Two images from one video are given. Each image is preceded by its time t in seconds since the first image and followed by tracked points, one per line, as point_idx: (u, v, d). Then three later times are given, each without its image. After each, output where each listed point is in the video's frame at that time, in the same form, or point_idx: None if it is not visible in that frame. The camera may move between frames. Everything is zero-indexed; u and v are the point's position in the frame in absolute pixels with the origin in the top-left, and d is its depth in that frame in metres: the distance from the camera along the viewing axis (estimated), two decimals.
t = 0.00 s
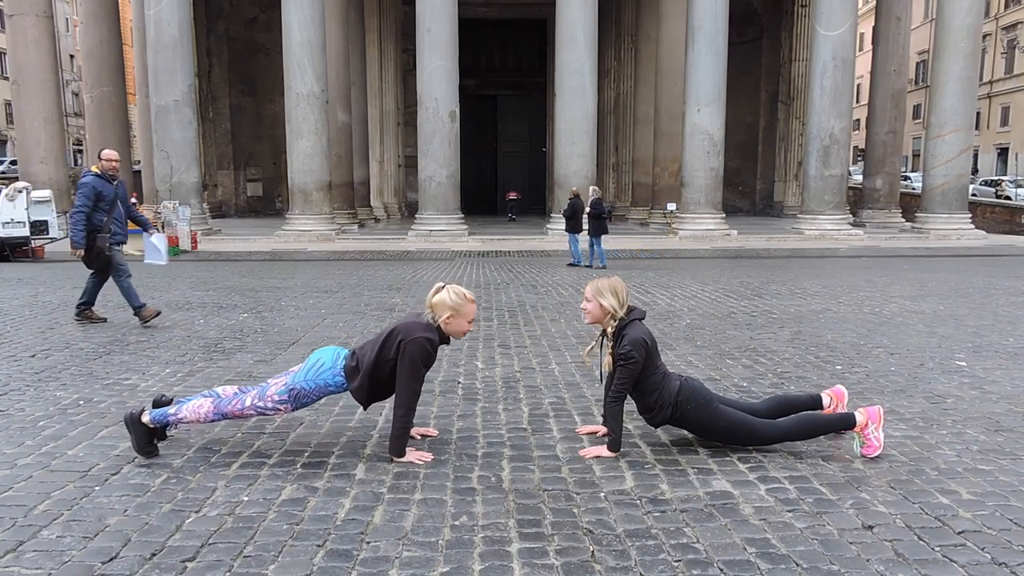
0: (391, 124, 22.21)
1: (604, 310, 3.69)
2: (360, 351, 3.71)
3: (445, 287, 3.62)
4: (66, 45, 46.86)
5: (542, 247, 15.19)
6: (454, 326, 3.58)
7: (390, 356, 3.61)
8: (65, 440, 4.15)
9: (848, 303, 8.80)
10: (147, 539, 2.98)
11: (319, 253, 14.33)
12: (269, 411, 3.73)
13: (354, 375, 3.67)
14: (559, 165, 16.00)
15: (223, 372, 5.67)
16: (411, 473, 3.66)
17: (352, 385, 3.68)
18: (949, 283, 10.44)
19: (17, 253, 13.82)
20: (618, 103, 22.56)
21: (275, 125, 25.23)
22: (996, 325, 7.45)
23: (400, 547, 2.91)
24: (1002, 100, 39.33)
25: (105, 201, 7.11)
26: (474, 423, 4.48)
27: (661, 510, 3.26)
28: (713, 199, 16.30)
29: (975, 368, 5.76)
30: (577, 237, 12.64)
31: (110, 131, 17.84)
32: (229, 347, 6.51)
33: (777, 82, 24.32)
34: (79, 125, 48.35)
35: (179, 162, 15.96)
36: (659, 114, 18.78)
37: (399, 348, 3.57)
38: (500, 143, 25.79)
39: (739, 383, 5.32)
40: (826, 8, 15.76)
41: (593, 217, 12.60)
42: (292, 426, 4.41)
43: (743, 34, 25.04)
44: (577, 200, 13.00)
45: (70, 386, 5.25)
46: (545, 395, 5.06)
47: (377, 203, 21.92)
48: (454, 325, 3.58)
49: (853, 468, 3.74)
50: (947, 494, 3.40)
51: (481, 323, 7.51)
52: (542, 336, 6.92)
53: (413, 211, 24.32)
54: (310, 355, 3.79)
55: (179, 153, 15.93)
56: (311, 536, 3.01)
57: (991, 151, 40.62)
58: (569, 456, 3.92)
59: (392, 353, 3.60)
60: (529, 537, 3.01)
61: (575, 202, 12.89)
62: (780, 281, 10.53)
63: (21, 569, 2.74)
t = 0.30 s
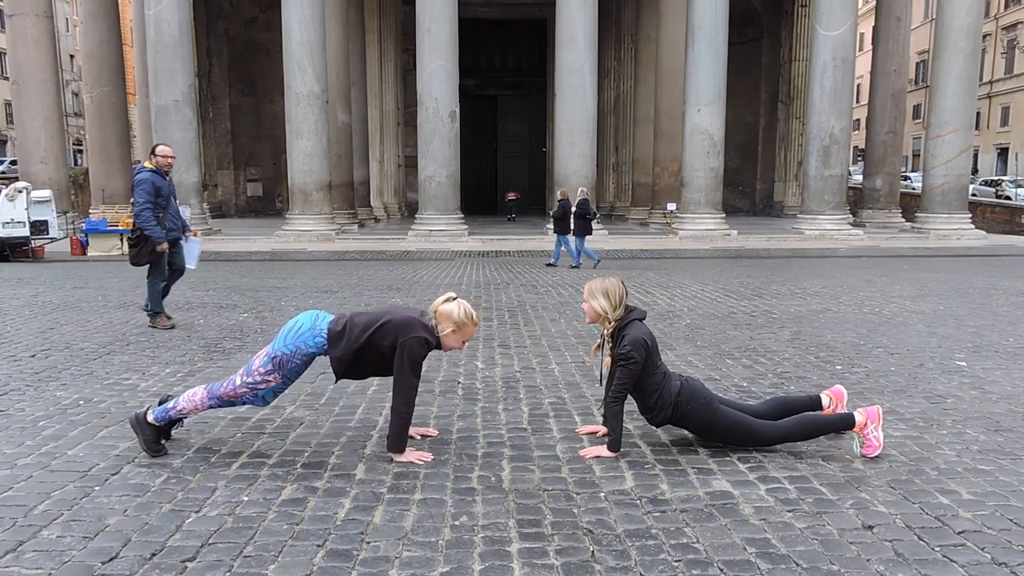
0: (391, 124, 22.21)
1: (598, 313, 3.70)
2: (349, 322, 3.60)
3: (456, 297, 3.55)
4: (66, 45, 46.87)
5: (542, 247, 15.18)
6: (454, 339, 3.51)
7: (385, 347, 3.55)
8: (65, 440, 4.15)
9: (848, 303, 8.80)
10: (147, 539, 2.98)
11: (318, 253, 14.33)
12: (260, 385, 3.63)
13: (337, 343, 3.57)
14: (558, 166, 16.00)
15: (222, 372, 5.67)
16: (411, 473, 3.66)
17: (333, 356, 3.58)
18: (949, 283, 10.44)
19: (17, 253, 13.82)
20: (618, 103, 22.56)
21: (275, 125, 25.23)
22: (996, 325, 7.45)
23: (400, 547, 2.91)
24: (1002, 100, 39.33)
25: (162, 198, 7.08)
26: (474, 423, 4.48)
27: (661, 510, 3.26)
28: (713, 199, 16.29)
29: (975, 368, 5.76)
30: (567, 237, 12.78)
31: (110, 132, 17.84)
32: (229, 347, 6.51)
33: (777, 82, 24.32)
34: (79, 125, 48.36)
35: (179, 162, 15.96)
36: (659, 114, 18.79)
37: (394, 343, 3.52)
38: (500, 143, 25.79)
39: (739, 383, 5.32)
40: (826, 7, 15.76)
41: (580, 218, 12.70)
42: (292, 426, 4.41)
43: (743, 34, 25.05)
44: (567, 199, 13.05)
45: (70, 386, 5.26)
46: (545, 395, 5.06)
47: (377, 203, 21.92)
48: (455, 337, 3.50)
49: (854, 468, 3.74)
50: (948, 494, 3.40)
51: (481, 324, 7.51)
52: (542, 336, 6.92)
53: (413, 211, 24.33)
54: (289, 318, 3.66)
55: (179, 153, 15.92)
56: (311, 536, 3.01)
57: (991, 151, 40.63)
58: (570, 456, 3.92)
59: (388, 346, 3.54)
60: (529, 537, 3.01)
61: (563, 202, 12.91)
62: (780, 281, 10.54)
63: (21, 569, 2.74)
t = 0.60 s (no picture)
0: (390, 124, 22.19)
1: (613, 263, 3.52)
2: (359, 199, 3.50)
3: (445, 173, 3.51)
4: (66, 46, 46.91)
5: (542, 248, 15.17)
6: (442, 180, 3.50)
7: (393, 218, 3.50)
8: (65, 440, 4.15)
9: (847, 303, 8.80)
10: (147, 539, 2.98)
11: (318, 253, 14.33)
12: (400, 329, 3.66)
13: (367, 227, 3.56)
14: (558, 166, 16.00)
15: (223, 372, 5.66)
16: (411, 473, 3.66)
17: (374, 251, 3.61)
18: (949, 283, 10.43)
19: (17, 253, 13.83)
20: (618, 103, 22.56)
21: (275, 125, 25.23)
22: (996, 325, 7.45)
23: (400, 547, 2.91)
24: (1002, 100, 39.34)
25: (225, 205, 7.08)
26: (474, 423, 4.48)
27: (661, 510, 3.26)
28: (713, 199, 16.28)
29: (975, 368, 5.76)
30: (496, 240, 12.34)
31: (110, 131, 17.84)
32: (229, 347, 6.51)
33: (777, 82, 24.31)
34: (79, 126, 48.40)
35: (178, 162, 15.96)
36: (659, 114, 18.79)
37: (371, 176, 3.42)
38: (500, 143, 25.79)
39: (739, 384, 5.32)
40: (826, 8, 15.76)
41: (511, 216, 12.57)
42: (293, 426, 4.42)
43: (743, 34, 25.05)
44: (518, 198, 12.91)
45: (70, 386, 5.26)
46: (545, 395, 5.06)
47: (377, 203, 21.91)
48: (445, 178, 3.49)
49: (853, 468, 3.74)
50: (948, 494, 3.40)
51: (481, 324, 7.51)
52: (542, 337, 6.92)
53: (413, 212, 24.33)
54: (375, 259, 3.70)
55: (179, 153, 15.92)
56: (310, 536, 3.01)
57: (991, 151, 40.63)
58: (570, 456, 3.92)
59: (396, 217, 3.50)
60: (529, 538, 3.01)
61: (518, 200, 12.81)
62: (780, 281, 10.54)
63: (20, 569, 2.74)
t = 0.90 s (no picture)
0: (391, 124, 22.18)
1: (635, 197, 3.72)
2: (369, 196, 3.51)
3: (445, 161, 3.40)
4: (66, 45, 46.95)
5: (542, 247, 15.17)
6: (439, 166, 3.42)
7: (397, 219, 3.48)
8: (65, 440, 4.15)
9: (847, 303, 8.80)
10: (147, 539, 2.98)
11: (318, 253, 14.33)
12: (403, 329, 3.66)
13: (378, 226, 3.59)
14: (558, 166, 16.01)
15: (223, 372, 5.67)
16: (411, 473, 3.66)
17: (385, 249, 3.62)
18: (949, 283, 10.43)
19: (17, 253, 13.83)
20: (618, 103, 22.57)
21: (275, 125, 25.23)
22: (996, 325, 7.45)
23: (400, 547, 2.91)
24: (1002, 100, 39.35)
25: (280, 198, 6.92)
26: (473, 422, 4.48)
27: (661, 510, 3.26)
28: (713, 199, 16.26)
29: (975, 368, 5.76)
30: (483, 238, 12.41)
31: (110, 131, 17.84)
32: (230, 347, 6.52)
33: (777, 82, 24.31)
34: (80, 125, 48.46)
35: (178, 162, 15.96)
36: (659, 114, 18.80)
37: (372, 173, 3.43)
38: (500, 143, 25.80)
39: (739, 383, 5.32)
40: (826, 7, 15.76)
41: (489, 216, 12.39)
42: (293, 425, 4.42)
43: (743, 34, 25.06)
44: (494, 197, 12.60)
45: (70, 386, 5.26)
46: (544, 395, 5.06)
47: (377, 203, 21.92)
48: (445, 167, 3.42)
49: (853, 468, 3.74)
50: (948, 494, 3.40)
51: (481, 324, 7.51)
52: (542, 336, 6.92)
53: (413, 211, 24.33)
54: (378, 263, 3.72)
55: (179, 153, 15.93)
56: (311, 536, 3.01)
57: (991, 151, 40.64)
58: (569, 456, 3.92)
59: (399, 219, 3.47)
60: (529, 537, 3.01)
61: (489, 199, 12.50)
62: (780, 281, 10.54)
63: (20, 569, 2.75)
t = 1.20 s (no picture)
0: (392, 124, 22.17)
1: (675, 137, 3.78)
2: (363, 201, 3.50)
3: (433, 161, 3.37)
4: (66, 45, 46.95)
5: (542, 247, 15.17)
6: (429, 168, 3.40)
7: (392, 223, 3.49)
8: (65, 439, 4.15)
9: (847, 303, 8.80)
10: (147, 539, 2.98)
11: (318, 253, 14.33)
12: (402, 327, 3.66)
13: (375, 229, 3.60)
14: (559, 166, 16.01)
15: (223, 372, 5.67)
16: (411, 473, 3.66)
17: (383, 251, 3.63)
18: (949, 283, 10.43)
19: (17, 253, 13.83)
20: (618, 103, 22.58)
21: (275, 125, 25.23)
22: (996, 325, 7.45)
23: (400, 547, 2.91)
24: (1002, 100, 39.36)
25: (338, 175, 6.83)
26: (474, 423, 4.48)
27: (661, 510, 3.26)
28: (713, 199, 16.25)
29: (974, 368, 5.76)
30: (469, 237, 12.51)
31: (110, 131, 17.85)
32: (230, 347, 6.51)
33: (777, 82, 24.31)
34: (80, 125, 48.48)
35: (178, 162, 15.96)
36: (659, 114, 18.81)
37: (365, 176, 3.44)
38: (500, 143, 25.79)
39: (739, 383, 5.32)
40: (826, 7, 15.76)
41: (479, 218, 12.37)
42: (293, 425, 4.42)
43: (743, 34, 25.08)
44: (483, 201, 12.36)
45: (70, 385, 5.26)
46: (545, 395, 5.06)
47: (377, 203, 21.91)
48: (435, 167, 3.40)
49: (854, 468, 3.74)
50: (947, 494, 3.40)
51: (481, 323, 7.51)
52: (542, 336, 6.92)
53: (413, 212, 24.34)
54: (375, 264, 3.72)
55: (179, 153, 15.92)
56: (311, 536, 3.01)
57: (991, 151, 40.65)
58: (569, 456, 3.92)
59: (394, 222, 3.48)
60: (529, 538, 3.01)
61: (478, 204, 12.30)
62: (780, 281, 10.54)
63: (21, 569, 2.75)
